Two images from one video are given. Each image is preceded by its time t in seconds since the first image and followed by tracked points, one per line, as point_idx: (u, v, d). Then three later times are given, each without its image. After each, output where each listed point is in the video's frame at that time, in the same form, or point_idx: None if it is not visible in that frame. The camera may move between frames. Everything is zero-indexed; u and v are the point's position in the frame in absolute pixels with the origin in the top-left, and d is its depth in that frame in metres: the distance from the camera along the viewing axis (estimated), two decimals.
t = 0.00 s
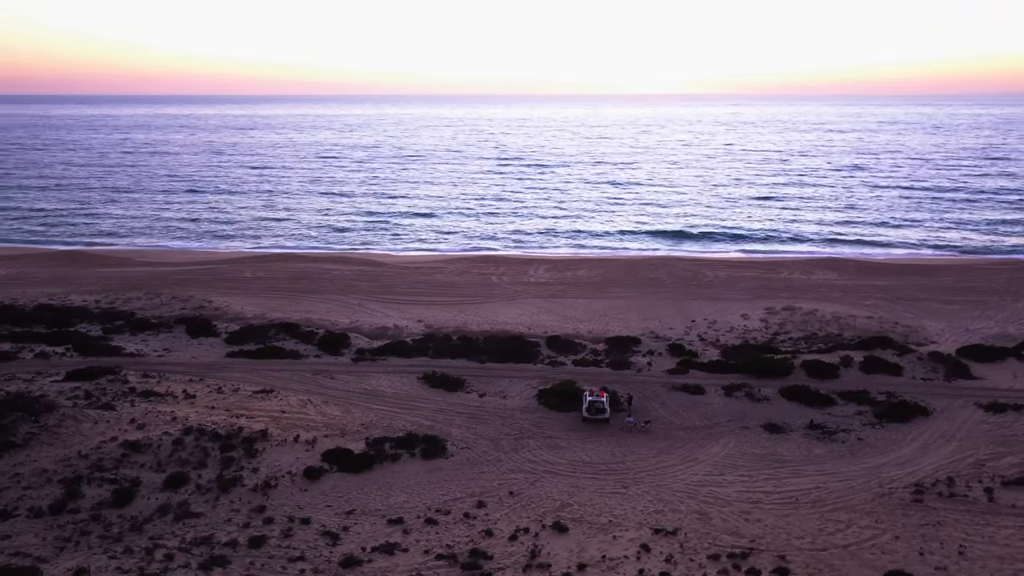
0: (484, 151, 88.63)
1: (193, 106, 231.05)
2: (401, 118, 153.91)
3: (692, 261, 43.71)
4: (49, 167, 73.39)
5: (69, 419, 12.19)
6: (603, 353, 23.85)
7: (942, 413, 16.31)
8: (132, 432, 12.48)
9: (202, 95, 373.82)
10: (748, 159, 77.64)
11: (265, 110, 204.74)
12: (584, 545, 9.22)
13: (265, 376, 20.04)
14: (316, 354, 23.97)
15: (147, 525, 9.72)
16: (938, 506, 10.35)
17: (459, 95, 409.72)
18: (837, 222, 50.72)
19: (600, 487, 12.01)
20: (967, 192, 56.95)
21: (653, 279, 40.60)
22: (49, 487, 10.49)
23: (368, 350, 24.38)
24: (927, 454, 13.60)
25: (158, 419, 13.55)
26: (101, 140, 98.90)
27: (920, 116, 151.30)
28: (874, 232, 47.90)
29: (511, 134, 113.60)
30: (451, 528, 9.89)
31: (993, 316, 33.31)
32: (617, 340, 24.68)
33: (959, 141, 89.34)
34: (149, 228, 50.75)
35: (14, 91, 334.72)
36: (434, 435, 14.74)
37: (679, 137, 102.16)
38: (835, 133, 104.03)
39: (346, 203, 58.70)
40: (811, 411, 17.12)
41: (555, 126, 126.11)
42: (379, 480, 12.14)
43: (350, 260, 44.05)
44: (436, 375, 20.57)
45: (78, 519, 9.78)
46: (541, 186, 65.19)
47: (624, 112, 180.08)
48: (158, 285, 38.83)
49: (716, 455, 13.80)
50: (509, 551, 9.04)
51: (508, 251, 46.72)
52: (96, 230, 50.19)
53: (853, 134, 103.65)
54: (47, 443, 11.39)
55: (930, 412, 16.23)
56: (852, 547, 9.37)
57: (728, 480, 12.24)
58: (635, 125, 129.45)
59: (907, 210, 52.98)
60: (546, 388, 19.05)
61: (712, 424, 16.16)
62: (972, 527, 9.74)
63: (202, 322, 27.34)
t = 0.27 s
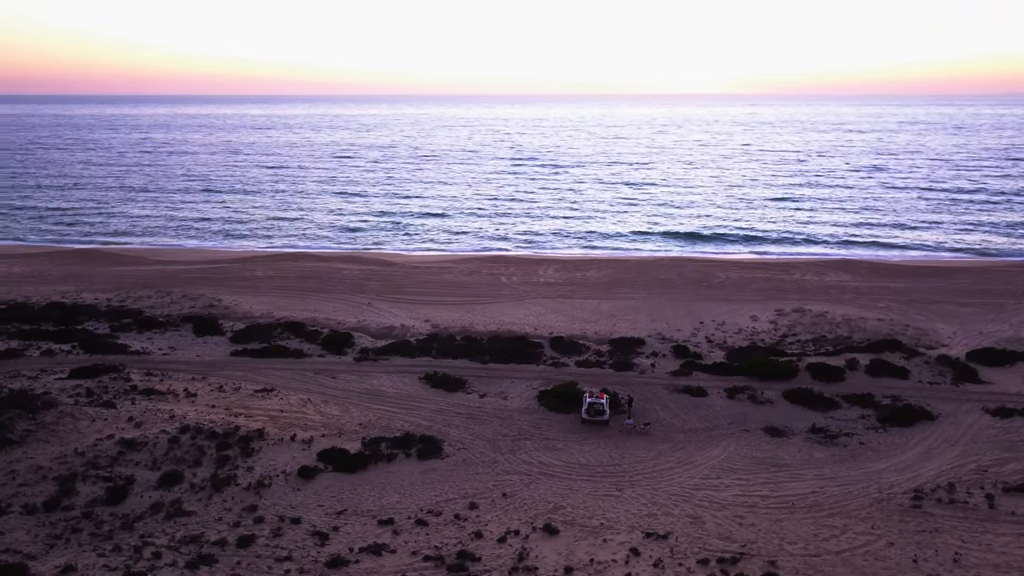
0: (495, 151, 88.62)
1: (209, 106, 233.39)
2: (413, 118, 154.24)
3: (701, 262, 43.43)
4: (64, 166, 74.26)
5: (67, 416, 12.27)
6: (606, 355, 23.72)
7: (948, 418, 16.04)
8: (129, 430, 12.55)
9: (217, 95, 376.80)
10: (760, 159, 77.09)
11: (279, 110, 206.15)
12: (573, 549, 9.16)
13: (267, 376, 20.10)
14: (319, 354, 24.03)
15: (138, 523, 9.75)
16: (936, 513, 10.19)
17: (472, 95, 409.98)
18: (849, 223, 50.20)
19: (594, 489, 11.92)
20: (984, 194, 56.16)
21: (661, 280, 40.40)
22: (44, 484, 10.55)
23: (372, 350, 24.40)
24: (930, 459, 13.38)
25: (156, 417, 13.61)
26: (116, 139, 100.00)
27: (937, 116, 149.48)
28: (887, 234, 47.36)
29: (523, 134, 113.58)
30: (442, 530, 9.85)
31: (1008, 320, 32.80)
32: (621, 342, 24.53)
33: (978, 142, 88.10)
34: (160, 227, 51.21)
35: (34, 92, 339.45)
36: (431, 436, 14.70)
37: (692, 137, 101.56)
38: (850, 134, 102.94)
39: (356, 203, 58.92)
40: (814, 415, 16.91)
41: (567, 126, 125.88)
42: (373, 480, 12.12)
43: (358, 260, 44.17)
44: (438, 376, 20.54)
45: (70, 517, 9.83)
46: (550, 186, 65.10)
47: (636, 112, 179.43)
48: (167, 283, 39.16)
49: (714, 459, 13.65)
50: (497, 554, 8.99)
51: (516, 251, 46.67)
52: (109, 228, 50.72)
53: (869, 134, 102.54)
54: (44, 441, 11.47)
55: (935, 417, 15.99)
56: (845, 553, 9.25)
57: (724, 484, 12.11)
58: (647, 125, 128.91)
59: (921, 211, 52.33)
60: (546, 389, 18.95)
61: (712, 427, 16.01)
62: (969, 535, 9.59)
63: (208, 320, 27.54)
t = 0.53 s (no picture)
0: (505, 151, 88.61)
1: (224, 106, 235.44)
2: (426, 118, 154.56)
3: (710, 263, 43.15)
4: (79, 165, 75.16)
5: (64, 414, 12.37)
6: (610, 356, 23.57)
7: (953, 422, 15.78)
8: (126, 428, 12.62)
9: (232, 96, 379.80)
10: (773, 160, 76.54)
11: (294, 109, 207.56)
12: (562, 552, 9.10)
13: (269, 374, 20.18)
14: (323, 353, 24.10)
15: (130, 521, 9.78)
16: (934, 519, 10.03)
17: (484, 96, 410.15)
18: (861, 225, 49.68)
19: (588, 492, 11.83)
20: (1000, 196, 55.39)
21: (668, 281, 40.20)
22: (39, 481, 10.62)
23: (374, 350, 24.44)
24: (932, 464, 13.17)
25: (154, 416, 13.69)
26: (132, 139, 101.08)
27: (955, 116, 147.68)
28: (900, 236, 46.81)
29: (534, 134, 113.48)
30: (431, 531, 9.81)
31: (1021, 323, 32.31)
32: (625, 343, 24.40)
33: (997, 143, 86.86)
34: (172, 226, 51.68)
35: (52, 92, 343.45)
36: (428, 436, 14.66)
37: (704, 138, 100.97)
38: (866, 134, 101.85)
39: (366, 203, 59.15)
40: (817, 418, 16.70)
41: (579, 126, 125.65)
42: (367, 480, 12.10)
43: (366, 260, 44.29)
44: (439, 376, 20.53)
45: (63, 514, 9.89)
46: (560, 187, 65.00)
47: (649, 112, 178.66)
48: (177, 282, 39.50)
49: (712, 462, 13.51)
50: (485, 556, 8.93)
51: (524, 252, 46.63)
52: (122, 227, 51.28)
53: (884, 135, 101.42)
54: (40, 438, 11.56)
55: (941, 421, 15.73)
56: (838, 560, 9.12)
57: (721, 488, 11.98)
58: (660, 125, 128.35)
59: (936, 213, 51.68)
60: (547, 390, 18.87)
61: (712, 430, 15.84)
62: (966, 542, 9.44)
63: (214, 319, 27.74)
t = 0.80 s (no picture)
0: (516, 151, 88.57)
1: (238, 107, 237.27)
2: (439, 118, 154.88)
3: (720, 264, 42.84)
4: (95, 164, 76.05)
5: (63, 412, 12.47)
6: (614, 357, 23.44)
7: (959, 427, 15.52)
8: (124, 426, 12.71)
9: (246, 96, 382.34)
10: (785, 161, 75.96)
11: (307, 110, 208.76)
12: (551, 555, 9.05)
13: (272, 374, 20.24)
14: (327, 352, 24.16)
15: (122, 519, 9.83)
16: (932, 526, 9.87)
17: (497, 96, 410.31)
18: (874, 227, 49.14)
19: (583, 494, 11.75)
20: (1017, 198, 54.59)
21: (676, 282, 39.98)
22: (35, 478, 10.71)
23: (379, 349, 24.47)
24: (935, 470, 12.96)
25: (153, 414, 13.76)
26: (147, 138, 102.10)
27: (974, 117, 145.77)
28: (913, 238, 46.25)
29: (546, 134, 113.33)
30: (421, 532, 9.78)
31: None
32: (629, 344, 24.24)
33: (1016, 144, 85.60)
34: (183, 225, 52.13)
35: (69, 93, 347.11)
36: (426, 437, 14.65)
37: (718, 138, 100.32)
38: (882, 135, 100.74)
39: (375, 203, 59.36)
40: (820, 422, 16.48)
41: (591, 126, 125.36)
42: (362, 480, 12.09)
43: (376, 259, 44.36)
44: (441, 376, 20.49)
45: (57, 511, 9.96)
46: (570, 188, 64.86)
47: (662, 111, 177.99)
48: (187, 280, 39.83)
49: (710, 465, 13.37)
50: (473, 559, 8.88)
51: (533, 252, 46.57)
52: (135, 226, 51.80)
53: (901, 135, 100.26)
54: (39, 435, 11.67)
55: (947, 426, 15.47)
56: (830, 566, 9.02)
57: (717, 491, 11.85)
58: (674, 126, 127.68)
59: (951, 215, 51.03)
60: (548, 391, 18.78)
61: (713, 432, 15.69)
62: (964, 550, 9.30)
63: (221, 317, 27.94)
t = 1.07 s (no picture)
0: (526, 151, 88.57)
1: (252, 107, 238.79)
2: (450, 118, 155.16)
3: (729, 265, 42.54)
4: (109, 164, 76.89)
5: (62, 409, 12.57)
6: (617, 358, 23.31)
7: (965, 432, 15.27)
8: (122, 423, 12.79)
9: (259, 97, 385.01)
10: (797, 161, 75.42)
11: (320, 109, 209.90)
12: (540, 558, 9.00)
13: (274, 373, 20.30)
14: (331, 352, 24.21)
15: (114, 516, 9.87)
16: (929, 533, 9.74)
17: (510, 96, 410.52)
18: (886, 228, 48.63)
19: (577, 496, 11.67)
20: None
21: (683, 283, 39.76)
22: (31, 475, 10.80)
23: (383, 349, 24.50)
24: (936, 476, 12.77)
25: (151, 412, 13.83)
26: (162, 138, 103.07)
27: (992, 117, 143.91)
28: (926, 241, 45.72)
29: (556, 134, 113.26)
30: (411, 533, 9.74)
31: None
32: (634, 345, 24.07)
33: None
34: (194, 224, 52.53)
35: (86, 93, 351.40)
36: (423, 437, 14.62)
37: (730, 139, 99.70)
38: (897, 136, 99.67)
39: (385, 203, 59.58)
40: (823, 425, 16.28)
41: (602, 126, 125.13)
42: (356, 480, 12.08)
43: (384, 259, 44.45)
44: (443, 376, 20.46)
45: (51, 508, 10.02)
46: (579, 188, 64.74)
47: (674, 111, 177.13)
48: (196, 279, 40.11)
49: (708, 468, 13.24)
50: (461, 561, 8.84)
51: (540, 253, 46.51)
52: (147, 225, 52.27)
53: (917, 136, 99.17)
54: (37, 432, 11.76)
55: (952, 431, 15.23)
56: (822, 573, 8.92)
57: (714, 495, 11.72)
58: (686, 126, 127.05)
59: (965, 217, 50.40)
60: (549, 392, 18.69)
61: (713, 436, 15.53)
62: (960, 557, 9.17)
63: (227, 316, 28.14)
